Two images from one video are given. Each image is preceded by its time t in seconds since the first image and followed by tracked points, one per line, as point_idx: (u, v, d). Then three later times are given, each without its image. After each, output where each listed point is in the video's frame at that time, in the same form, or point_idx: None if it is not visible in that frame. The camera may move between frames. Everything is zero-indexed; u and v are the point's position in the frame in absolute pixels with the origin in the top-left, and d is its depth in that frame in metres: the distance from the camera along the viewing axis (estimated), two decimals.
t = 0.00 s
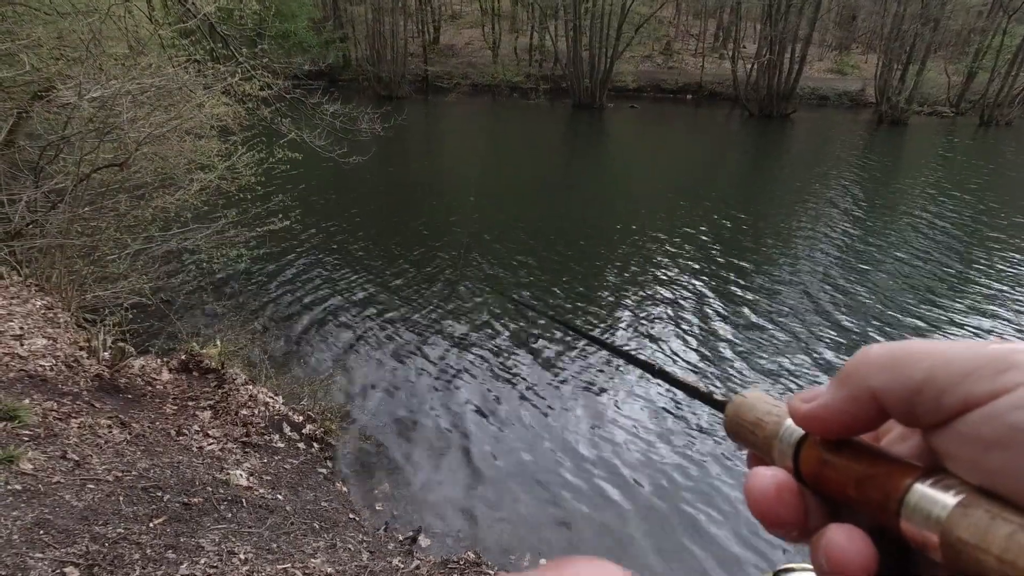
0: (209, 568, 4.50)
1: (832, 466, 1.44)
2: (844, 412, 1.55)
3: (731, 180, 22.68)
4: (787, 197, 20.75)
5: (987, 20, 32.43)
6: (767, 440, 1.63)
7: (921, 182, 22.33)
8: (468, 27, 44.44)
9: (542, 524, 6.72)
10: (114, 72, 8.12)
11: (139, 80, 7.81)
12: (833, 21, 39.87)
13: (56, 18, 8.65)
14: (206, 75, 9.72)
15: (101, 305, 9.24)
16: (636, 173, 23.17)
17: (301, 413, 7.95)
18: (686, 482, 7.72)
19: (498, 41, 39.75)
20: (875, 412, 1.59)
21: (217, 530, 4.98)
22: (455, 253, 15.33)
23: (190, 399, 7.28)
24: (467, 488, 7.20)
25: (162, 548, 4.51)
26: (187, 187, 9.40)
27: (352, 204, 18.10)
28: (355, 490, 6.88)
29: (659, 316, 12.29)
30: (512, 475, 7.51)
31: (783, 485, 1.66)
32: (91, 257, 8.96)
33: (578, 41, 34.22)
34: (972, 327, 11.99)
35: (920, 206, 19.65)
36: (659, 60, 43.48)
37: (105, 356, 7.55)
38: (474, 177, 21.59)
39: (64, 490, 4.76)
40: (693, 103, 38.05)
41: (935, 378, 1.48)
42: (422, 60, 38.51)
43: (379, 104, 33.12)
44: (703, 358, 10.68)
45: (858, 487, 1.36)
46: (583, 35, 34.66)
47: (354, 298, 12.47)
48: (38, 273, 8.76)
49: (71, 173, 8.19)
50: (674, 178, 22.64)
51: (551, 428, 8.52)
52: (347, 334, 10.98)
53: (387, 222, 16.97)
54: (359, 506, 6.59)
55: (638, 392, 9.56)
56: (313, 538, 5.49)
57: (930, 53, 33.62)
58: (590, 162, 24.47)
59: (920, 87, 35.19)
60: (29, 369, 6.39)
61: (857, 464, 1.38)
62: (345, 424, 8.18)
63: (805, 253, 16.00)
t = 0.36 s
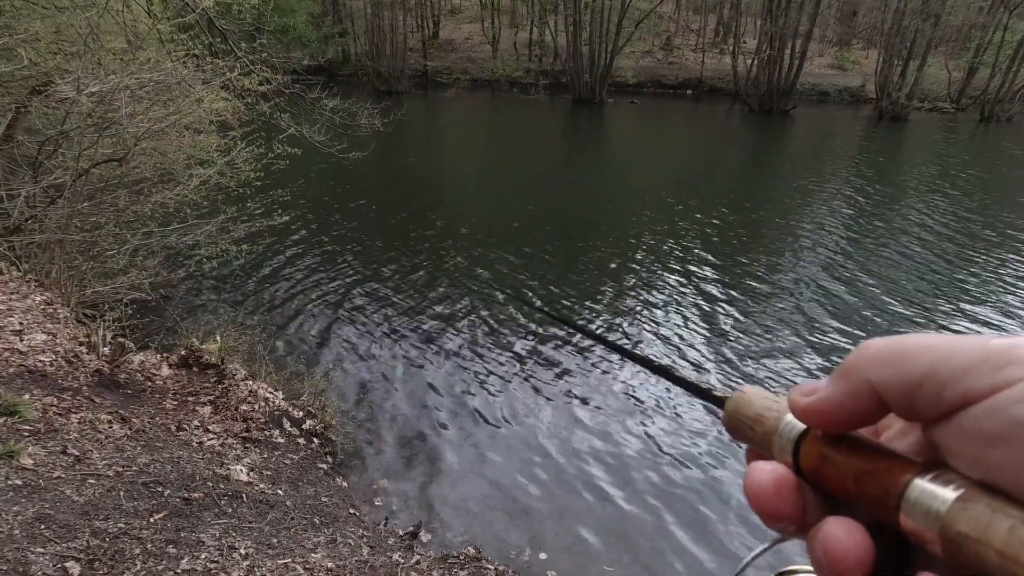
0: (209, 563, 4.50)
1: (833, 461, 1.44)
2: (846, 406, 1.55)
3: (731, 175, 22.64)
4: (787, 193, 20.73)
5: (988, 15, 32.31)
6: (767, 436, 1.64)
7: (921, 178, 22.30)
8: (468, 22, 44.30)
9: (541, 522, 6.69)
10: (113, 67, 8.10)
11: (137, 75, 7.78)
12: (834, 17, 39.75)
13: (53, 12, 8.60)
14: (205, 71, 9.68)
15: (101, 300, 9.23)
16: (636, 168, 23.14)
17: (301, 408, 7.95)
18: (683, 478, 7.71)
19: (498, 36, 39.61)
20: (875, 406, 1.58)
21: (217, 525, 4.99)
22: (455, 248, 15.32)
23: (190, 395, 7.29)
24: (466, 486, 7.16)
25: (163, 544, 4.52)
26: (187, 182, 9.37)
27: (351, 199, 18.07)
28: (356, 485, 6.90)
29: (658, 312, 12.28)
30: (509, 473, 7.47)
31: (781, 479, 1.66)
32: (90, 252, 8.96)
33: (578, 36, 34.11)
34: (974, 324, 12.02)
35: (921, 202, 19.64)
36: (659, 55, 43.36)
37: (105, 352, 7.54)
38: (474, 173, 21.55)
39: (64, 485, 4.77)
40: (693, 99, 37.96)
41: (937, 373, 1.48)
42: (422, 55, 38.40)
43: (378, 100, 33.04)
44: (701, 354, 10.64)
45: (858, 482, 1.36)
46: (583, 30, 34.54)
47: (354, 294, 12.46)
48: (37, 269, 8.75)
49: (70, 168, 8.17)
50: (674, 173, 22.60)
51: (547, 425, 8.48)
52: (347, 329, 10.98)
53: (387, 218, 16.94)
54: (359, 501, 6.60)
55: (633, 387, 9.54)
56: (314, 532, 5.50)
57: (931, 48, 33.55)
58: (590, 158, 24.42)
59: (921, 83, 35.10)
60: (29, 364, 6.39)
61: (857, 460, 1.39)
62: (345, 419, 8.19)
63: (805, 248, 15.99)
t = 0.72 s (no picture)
0: (219, 557, 4.54)
1: (832, 446, 1.43)
2: (845, 392, 1.53)
3: (738, 170, 22.50)
4: (795, 187, 20.57)
5: (1001, 7, 31.85)
6: (768, 424, 1.63)
7: (931, 172, 22.08)
8: (474, 17, 44.17)
9: (544, 520, 6.63)
10: (121, 64, 8.13)
11: (146, 71, 7.81)
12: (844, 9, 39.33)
13: (62, 8, 8.59)
14: (213, 67, 9.69)
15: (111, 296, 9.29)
16: (644, 163, 23.03)
17: (309, 403, 7.99)
18: (687, 475, 7.64)
19: (504, 30, 39.45)
20: (875, 392, 1.55)
21: (227, 519, 5.02)
22: (461, 244, 15.31)
23: (199, 390, 7.34)
24: (468, 484, 7.11)
25: (173, 538, 4.56)
26: (195, 179, 9.39)
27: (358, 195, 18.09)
28: (364, 480, 6.93)
29: (664, 307, 12.22)
30: (512, 469, 7.44)
31: (780, 464, 1.62)
32: (100, 248, 9.02)
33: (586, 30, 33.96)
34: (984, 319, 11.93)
35: (931, 196, 19.46)
36: (667, 49, 43.10)
37: (115, 347, 7.60)
38: (480, 168, 21.52)
39: (76, 479, 4.81)
40: (701, 92, 37.70)
41: (935, 358, 1.43)
42: (428, 50, 38.34)
43: (385, 95, 33.04)
44: (706, 350, 10.56)
45: (857, 467, 1.35)
46: (590, 24, 34.34)
47: (362, 289, 12.48)
48: (48, 265, 8.83)
49: (80, 165, 8.21)
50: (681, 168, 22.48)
51: (549, 422, 8.41)
52: (354, 325, 11.01)
53: (393, 213, 16.95)
54: (367, 495, 6.63)
55: (636, 385, 9.46)
56: (322, 527, 5.54)
57: (943, 41, 33.14)
58: (596, 152, 24.32)
59: (932, 76, 34.71)
60: (40, 359, 6.45)
61: (855, 446, 1.38)
62: (352, 414, 8.22)
63: (813, 243, 15.88)
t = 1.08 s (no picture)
0: (229, 552, 4.57)
1: (835, 449, 1.41)
2: (847, 397, 1.51)
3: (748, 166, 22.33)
4: (806, 184, 20.39)
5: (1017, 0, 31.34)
6: (772, 427, 1.60)
7: (944, 168, 21.81)
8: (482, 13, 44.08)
9: (551, 522, 6.55)
10: (132, 62, 8.17)
11: (156, 69, 7.85)
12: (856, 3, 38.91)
13: (74, 7, 8.66)
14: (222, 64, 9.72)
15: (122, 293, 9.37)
16: (653, 159, 22.94)
17: (318, 399, 8.03)
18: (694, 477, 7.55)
19: (513, 26, 39.33)
20: (877, 396, 1.53)
21: (236, 515, 5.06)
22: (469, 240, 15.31)
23: (209, 386, 7.39)
24: (473, 486, 7.04)
25: (183, 532, 4.60)
26: (205, 176, 9.42)
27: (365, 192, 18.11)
28: (372, 476, 6.96)
29: (673, 305, 12.13)
30: (519, 467, 7.43)
31: (783, 468, 1.63)
32: (112, 245, 9.11)
33: (594, 26, 33.82)
34: (997, 318, 11.80)
35: (944, 193, 19.24)
36: (676, 45, 42.83)
37: (127, 343, 7.67)
38: (487, 164, 21.49)
39: (88, 473, 4.87)
40: (710, 88, 37.42)
41: (937, 362, 1.42)
42: (436, 47, 38.32)
43: (393, 92, 33.06)
44: (714, 350, 10.45)
45: (859, 471, 1.33)
46: (599, 20, 34.18)
47: (370, 286, 12.52)
48: (61, 262, 8.92)
49: (92, 162, 8.29)
50: (690, 164, 22.35)
51: (554, 422, 8.36)
52: (363, 321, 11.04)
53: (402, 210, 16.97)
54: (375, 491, 6.67)
55: (640, 384, 9.38)
56: (331, 522, 5.57)
57: (957, 35, 32.70)
58: (604, 149, 24.24)
59: (946, 70, 34.26)
60: (53, 355, 6.52)
61: (857, 449, 1.36)
62: (361, 411, 8.24)
63: (824, 240, 15.75)
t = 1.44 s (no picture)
0: (231, 548, 4.58)
1: (836, 460, 1.40)
2: (848, 408, 1.50)
3: (751, 164, 22.27)
4: (810, 181, 20.31)
5: None
6: (773, 438, 1.58)
7: (949, 166, 21.70)
8: (485, 10, 44.00)
9: (558, 523, 6.50)
10: (135, 59, 8.18)
11: (158, 66, 7.86)
12: None
13: (77, 4, 8.67)
14: (225, 61, 9.72)
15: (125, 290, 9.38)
16: (655, 156, 22.88)
17: (320, 396, 8.04)
18: (700, 477, 7.51)
19: (515, 23, 39.25)
20: (877, 408, 1.53)
21: (238, 511, 5.07)
22: (471, 237, 15.29)
23: (211, 382, 7.41)
24: (478, 485, 7.00)
25: (186, 528, 4.61)
26: (207, 173, 9.42)
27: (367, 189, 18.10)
28: (374, 473, 6.97)
29: (676, 303, 12.08)
30: (519, 463, 7.44)
31: (784, 480, 1.58)
32: (115, 242, 9.13)
33: (597, 23, 33.72)
34: (1001, 317, 11.76)
35: (949, 191, 19.15)
36: (679, 41, 42.69)
37: (129, 340, 7.69)
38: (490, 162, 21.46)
39: (91, 469, 4.89)
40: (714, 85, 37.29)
41: (936, 375, 1.43)
42: (439, 44, 38.26)
43: (396, 90, 33.03)
44: (718, 350, 10.37)
45: (860, 483, 1.32)
46: (602, 17, 34.10)
47: (372, 283, 12.52)
48: (64, 258, 8.95)
49: (95, 160, 8.31)
50: (693, 161, 22.30)
51: (554, 418, 8.37)
52: (365, 318, 11.03)
53: (404, 207, 16.96)
54: (377, 488, 6.68)
55: (645, 384, 9.32)
56: (332, 519, 5.58)
57: (962, 31, 32.52)
58: (607, 146, 24.19)
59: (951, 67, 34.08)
60: (56, 352, 6.55)
61: (858, 460, 1.35)
62: (363, 408, 8.25)
63: (827, 238, 15.71)
